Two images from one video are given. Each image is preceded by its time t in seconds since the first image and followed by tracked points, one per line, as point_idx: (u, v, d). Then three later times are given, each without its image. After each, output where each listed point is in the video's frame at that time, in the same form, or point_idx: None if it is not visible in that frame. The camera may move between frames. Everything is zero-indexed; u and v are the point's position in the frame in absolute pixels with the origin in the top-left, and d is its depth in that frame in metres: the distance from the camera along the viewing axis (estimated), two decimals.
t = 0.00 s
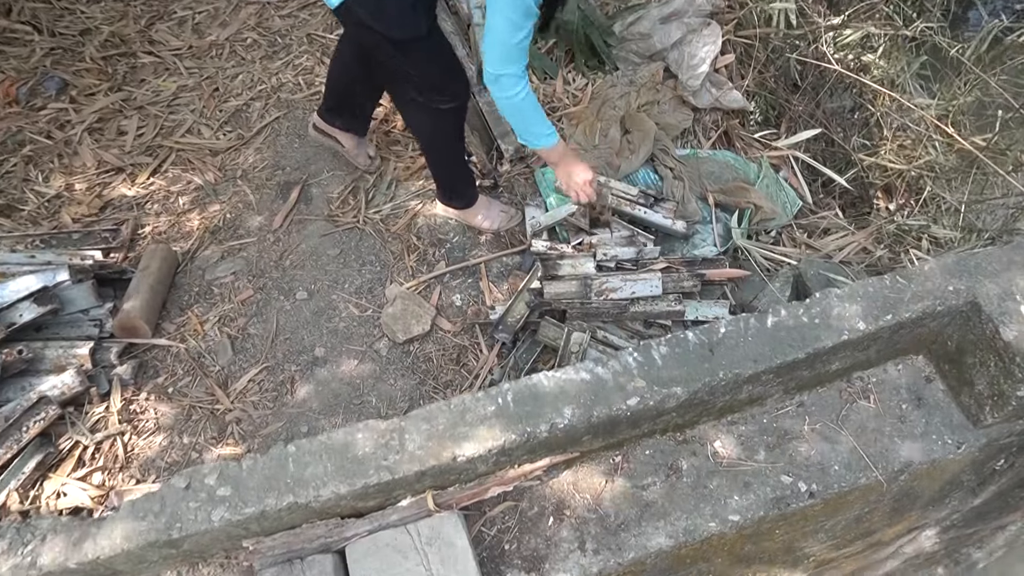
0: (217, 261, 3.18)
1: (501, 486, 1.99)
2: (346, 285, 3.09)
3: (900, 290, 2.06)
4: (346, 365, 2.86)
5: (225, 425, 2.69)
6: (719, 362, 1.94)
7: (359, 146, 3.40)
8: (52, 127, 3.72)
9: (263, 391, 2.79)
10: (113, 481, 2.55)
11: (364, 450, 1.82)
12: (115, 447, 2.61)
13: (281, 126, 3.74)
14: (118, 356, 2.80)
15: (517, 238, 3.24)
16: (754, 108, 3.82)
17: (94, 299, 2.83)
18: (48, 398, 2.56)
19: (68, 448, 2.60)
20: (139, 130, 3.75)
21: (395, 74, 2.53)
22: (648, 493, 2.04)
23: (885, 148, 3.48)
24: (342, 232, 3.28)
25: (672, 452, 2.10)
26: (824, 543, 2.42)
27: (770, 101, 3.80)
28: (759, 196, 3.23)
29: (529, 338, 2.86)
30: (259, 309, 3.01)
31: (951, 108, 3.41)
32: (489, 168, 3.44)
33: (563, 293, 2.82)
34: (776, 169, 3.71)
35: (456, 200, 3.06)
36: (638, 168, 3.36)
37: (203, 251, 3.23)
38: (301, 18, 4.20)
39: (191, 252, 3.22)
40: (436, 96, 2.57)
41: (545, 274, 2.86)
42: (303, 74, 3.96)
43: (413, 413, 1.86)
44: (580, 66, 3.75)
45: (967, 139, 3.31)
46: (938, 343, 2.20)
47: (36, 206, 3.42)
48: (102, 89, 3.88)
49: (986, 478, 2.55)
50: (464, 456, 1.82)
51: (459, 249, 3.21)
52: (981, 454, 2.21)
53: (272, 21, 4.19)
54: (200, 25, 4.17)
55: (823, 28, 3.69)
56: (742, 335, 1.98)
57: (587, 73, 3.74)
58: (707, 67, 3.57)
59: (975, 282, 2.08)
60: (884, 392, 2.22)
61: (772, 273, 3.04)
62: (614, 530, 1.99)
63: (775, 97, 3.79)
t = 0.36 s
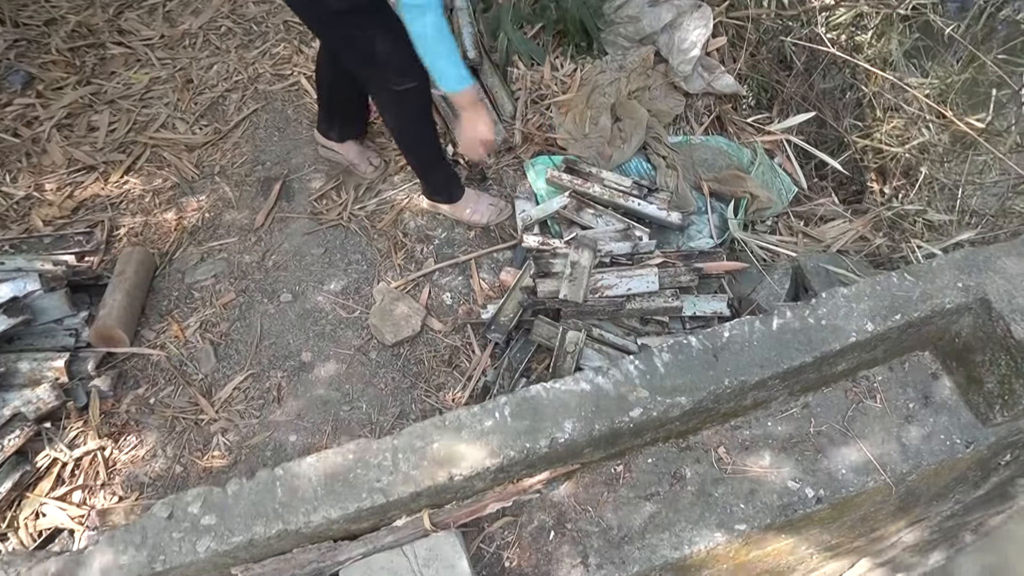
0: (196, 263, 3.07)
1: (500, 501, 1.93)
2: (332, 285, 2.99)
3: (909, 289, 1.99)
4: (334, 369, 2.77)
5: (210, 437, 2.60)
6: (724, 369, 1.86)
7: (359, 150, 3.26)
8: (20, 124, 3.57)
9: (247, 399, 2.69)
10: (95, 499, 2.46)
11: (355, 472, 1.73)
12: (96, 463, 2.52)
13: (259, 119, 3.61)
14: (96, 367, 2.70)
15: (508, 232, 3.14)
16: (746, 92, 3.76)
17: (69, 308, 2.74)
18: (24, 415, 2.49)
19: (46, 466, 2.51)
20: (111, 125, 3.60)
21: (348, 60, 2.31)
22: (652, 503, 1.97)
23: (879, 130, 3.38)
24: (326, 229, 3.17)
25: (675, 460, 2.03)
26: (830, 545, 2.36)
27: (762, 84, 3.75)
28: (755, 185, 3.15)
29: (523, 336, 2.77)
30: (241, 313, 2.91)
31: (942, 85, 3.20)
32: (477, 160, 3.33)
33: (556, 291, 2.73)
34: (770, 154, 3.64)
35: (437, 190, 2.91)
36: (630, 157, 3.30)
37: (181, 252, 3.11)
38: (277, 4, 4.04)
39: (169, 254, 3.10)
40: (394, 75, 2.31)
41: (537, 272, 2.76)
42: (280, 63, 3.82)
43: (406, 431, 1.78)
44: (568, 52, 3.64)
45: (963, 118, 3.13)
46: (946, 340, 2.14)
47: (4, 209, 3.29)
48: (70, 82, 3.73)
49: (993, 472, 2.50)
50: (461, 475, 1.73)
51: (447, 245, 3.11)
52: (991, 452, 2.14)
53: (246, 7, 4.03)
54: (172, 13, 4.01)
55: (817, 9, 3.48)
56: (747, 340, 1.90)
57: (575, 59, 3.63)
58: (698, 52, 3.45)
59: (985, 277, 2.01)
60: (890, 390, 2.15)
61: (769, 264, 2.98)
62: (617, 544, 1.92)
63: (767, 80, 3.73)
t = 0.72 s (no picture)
0: (184, 270, 2.99)
1: (502, 518, 1.87)
2: (324, 291, 2.92)
3: (918, 290, 1.94)
4: (328, 377, 2.71)
5: (202, 450, 2.54)
6: (732, 378, 1.81)
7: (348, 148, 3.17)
8: None
9: (240, 410, 2.63)
10: (84, 518, 2.40)
11: (353, 493, 1.67)
12: (84, 481, 2.45)
13: (244, 120, 3.52)
14: (82, 381, 2.63)
15: (502, 233, 3.08)
16: (742, 84, 3.64)
17: (52, 320, 2.66)
18: (8, 434, 2.40)
19: (33, 485, 2.44)
20: (93, 128, 3.51)
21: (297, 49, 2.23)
22: (658, 515, 1.92)
23: (876, 122, 3.35)
24: (317, 232, 3.10)
25: (680, 469, 1.98)
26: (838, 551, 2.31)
27: (757, 75, 3.64)
28: (754, 180, 3.10)
29: (520, 340, 2.72)
30: (231, 321, 2.84)
31: (941, 79, 3.28)
32: (469, 158, 3.27)
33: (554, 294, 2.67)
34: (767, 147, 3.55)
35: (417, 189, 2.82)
36: (627, 153, 3.22)
37: (168, 259, 3.04)
38: None
39: (155, 261, 3.02)
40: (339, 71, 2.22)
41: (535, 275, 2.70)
42: (265, 60, 3.72)
43: (405, 448, 1.72)
44: (560, 46, 3.55)
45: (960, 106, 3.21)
46: (954, 340, 2.10)
47: None
48: (49, 84, 3.63)
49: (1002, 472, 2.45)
50: (463, 494, 1.68)
51: (441, 247, 3.04)
52: (1002, 454, 2.10)
53: (229, 3, 3.93)
54: (153, 9, 3.91)
55: None
56: (753, 347, 1.85)
57: (568, 53, 3.56)
58: (693, 45, 3.39)
59: (996, 277, 1.96)
60: (898, 393, 2.11)
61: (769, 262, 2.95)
62: (623, 558, 1.87)
63: (762, 71, 3.63)
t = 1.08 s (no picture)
0: (171, 285, 2.91)
1: (507, 543, 1.82)
2: (316, 303, 2.85)
3: (929, 299, 1.89)
4: (322, 394, 2.64)
5: (194, 473, 2.47)
6: (741, 395, 1.75)
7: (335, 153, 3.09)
8: None
9: (232, 430, 2.56)
10: (73, 547, 2.33)
11: (352, 524, 1.61)
12: (72, 508, 2.38)
13: (230, 128, 3.44)
14: (69, 404, 2.55)
15: (498, 240, 3.02)
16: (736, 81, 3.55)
17: (35, 342, 2.60)
18: None
19: (19, 514, 2.37)
20: (74, 138, 3.42)
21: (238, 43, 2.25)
22: (667, 535, 1.86)
23: (873, 117, 3.29)
24: (307, 243, 3.02)
25: (689, 488, 1.93)
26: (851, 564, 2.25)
27: (751, 72, 3.55)
28: (752, 182, 3.04)
29: (519, 350, 2.65)
30: (221, 337, 2.76)
31: (934, 69, 3.27)
32: (462, 164, 3.20)
33: (553, 304, 2.63)
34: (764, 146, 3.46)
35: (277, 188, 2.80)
36: (623, 156, 3.17)
37: (154, 273, 2.96)
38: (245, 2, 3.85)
39: (142, 276, 2.94)
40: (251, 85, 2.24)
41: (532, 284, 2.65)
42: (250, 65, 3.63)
43: (406, 475, 1.66)
44: (551, 46, 3.48)
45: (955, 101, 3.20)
46: (966, 347, 2.05)
47: None
48: (28, 93, 3.53)
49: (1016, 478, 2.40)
50: (467, 523, 1.61)
51: (435, 256, 2.98)
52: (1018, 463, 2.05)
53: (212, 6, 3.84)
54: (134, 14, 3.81)
55: None
56: (763, 362, 1.79)
57: (560, 53, 3.49)
58: (688, 43, 3.38)
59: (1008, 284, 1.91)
60: (909, 403, 2.06)
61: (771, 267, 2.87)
62: None
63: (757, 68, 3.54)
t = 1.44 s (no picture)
0: (154, 298, 2.83)
1: (512, 567, 1.78)
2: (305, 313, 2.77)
3: (941, 301, 1.83)
4: (314, 407, 2.56)
5: (184, 494, 2.40)
6: (751, 408, 1.68)
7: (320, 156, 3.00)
8: None
9: (222, 448, 2.48)
10: None
11: (350, 557, 1.54)
12: (57, 535, 2.31)
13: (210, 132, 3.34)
14: (51, 426, 2.47)
15: (491, 243, 2.94)
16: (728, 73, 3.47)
17: (13, 363, 2.52)
18: None
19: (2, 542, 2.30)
20: (48, 145, 3.31)
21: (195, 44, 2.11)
22: (676, 552, 1.80)
23: (865, 105, 3.23)
24: (294, 250, 2.94)
25: (697, 501, 1.87)
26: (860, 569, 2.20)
27: (744, 62, 3.48)
28: (750, 177, 2.97)
29: (516, 357, 2.59)
30: (208, 350, 2.69)
31: (926, 53, 3.20)
32: (452, 164, 3.12)
33: (549, 310, 2.55)
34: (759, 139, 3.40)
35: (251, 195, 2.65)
36: (616, 153, 3.08)
37: (136, 286, 2.87)
38: None
39: (123, 289, 2.86)
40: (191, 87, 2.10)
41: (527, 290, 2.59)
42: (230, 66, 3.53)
43: (405, 503, 1.59)
44: (539, 41, 3.39)
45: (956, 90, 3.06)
46: (976, 348, 1.99)
47: None
48: None
49: None
50: (469, 552, 1.54)
51: (427, 261, 2.91)
52: None
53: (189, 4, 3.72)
54: (107, 14, 3.68)
55: None
56: (772, 372, 1.73)
57: (548, 47, 3.40)
58: (681, 35, 3.27)
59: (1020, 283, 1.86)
60: (919, 406, 2.00)
61: (771, 265, 2.81)
62: None
63: (751, 58, 3.47)
